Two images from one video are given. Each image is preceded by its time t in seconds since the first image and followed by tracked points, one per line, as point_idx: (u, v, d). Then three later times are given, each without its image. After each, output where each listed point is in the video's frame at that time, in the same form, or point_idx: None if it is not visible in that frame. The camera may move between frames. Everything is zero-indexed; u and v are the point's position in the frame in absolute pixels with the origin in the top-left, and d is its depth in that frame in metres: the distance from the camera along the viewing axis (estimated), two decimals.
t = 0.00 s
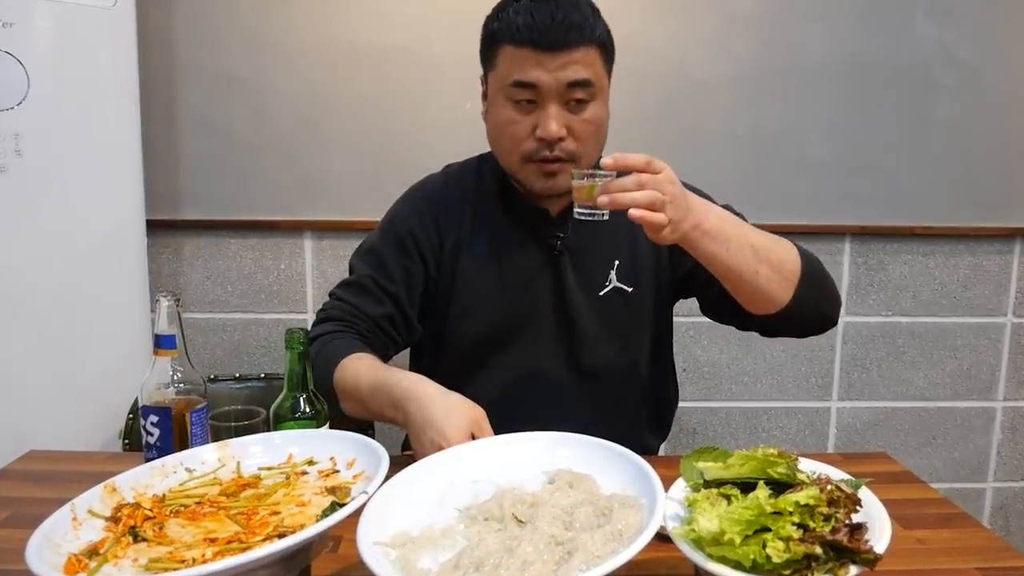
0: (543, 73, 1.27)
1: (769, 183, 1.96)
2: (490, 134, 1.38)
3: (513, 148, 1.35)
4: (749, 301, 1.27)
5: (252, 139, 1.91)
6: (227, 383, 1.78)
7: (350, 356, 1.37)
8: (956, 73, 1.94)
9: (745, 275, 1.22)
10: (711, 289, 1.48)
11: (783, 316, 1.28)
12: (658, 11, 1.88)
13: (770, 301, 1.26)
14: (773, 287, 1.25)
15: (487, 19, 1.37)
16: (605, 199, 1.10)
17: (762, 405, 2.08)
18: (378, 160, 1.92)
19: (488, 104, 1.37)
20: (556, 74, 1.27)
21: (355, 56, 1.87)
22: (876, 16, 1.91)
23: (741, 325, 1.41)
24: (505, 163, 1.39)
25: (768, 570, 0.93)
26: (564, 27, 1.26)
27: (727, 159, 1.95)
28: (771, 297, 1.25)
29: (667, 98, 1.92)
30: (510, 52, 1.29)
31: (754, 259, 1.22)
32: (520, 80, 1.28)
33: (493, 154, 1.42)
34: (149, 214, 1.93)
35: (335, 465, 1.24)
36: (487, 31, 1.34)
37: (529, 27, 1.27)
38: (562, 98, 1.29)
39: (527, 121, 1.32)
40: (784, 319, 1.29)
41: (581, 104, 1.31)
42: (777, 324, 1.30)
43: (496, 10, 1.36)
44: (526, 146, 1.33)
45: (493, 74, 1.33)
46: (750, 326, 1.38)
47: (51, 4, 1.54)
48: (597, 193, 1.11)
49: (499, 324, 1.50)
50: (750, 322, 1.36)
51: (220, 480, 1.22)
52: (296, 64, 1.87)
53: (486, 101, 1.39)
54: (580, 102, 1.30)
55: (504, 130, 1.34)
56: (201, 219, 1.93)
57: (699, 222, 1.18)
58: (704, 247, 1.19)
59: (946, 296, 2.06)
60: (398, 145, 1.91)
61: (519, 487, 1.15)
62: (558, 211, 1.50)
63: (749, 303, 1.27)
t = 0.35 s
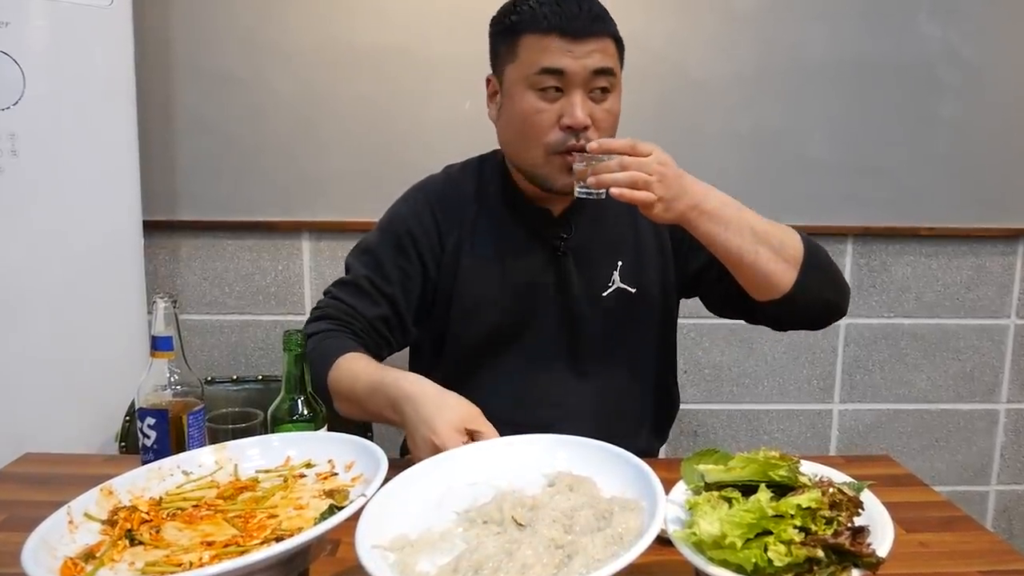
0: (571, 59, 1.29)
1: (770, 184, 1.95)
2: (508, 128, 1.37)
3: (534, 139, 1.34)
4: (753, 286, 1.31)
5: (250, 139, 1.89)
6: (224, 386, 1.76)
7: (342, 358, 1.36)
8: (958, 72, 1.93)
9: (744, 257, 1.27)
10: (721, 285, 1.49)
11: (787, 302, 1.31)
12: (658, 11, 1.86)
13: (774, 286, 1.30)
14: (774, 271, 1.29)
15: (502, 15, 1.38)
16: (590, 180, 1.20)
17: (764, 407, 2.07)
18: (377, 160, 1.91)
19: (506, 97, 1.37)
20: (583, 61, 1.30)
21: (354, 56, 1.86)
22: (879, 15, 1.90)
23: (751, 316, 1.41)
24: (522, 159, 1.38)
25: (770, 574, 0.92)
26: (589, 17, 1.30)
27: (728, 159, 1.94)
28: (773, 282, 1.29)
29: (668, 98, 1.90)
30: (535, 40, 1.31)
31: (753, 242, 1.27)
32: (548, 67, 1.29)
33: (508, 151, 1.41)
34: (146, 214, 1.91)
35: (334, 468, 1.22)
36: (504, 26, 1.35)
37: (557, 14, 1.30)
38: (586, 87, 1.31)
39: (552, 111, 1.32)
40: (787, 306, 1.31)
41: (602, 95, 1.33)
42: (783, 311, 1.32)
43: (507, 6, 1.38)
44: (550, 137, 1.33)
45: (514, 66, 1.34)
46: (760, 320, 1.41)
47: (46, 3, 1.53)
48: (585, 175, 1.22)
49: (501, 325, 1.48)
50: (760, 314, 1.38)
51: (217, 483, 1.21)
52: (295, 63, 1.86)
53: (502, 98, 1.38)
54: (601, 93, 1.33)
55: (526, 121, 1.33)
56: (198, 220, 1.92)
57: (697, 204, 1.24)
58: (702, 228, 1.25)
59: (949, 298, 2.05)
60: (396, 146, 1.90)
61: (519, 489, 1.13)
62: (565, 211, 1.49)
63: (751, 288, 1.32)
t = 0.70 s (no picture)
0: (586, 59, 1.28)
1: (771, 184, 1.94)
2: (518, 124, 1.36)
3: (543, 137, 1.33)
4: (759, 273, 1.30)
5: (248, 140, 1.88)
6: (221, 388, 1.75)
7: (313, 306, 1.29)
8: (961, 72, 1.92)
9: (749, 242, 1.27)
10: (726, 280, 1.47)
11: (794, 290, 1.30)
12: (658, 10, 1.85)
13: (780, 273, 1.29)
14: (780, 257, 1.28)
15: (519, 11, 1.36)
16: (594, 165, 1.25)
17: (765, 409, 2.05)
18: (376, 161, 1.90)
19: (517, 93, 1.35)
20: (597, 63, 1.29)
21: (353, 55, 1.85)
22: (881, 15, 1.88)
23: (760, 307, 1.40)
24: (530, 156, 1.37)
25: None
26: (606, 19, 1.29)
27: (729, 160, 1.93)
28: (778, 268, 1.28)
29: (668, 98, 1.89)
30: (550, 38, 1.29)
31: (758, 227, 1.27)
32: (562, 67, 1.28)
33: (517, 148, 1.40)
34: (144, 215, 1.90)
35: (331, 470, 1.21)
36: (520, 21, 1.34)
37: (575, 14, 1.29)
38: (598, 89, 1.30)
39: (562, 110, 1.31)
40: (793, 294, 1.31)
41: (614, 97, 1.32)
42: (789, 297, 1.31)
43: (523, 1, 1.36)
44: (559, 136, 1.32)
45: (528, 62, 1.32)
46: (767, 313, 1.40)
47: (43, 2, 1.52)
48: (588, 165, 1.28)
49: (501, 323, 1.47)
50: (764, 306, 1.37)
51: (214, 486, 1.20)
52: (293, 63, 1.85)
53: (513, 93, 1.37)
54: (613, 95, 1.32)
55: (536, 118, 1.32)
56: (196, 221, 1.91)
57: (700, 190, 1.26)
58: (706, 213, 1.26)
59: (952, 299, 2.04)
60: (396, 146, 1.89)
61: (518, 493, 1.12)
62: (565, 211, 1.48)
63: (757, 277, 1.31)
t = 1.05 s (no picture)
0: (600, 53, 1.27)
1: (773, 185, 1.93)
2: (528, 117, 1.34)
3: (552, 130, 1.31)
4: (769, 260, 1.27)
5: (247, 140, 1.87)
6: (219, 390, 1.74)
7: (303, 237, 1.25)
8: (964, 72, 1.91)
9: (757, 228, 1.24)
10: (736, 276, 1.45)
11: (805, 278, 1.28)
12: (660, 9, 1.84)
13: (789, 260, 1.26)
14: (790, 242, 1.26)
15: (537, 5, 1.35)
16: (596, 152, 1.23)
17: (767, 411, 2.04)
18: (376, 161, 1.89)
19: (530, 85, 1.34)
20: (611, 59, 1.27)
21: (352, 54, 1.84)
22: (885, 14, 1.87)
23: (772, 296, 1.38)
24: (540, 149, 1.35)
25: None
26: (623, 17, 1.28)
27: (731, 160, 1.91)
28: (789, 255, 1.26)
29: (670, 97, 1.88)
30: (565, 31, 1.28)
31: (767, 214, 1.25)
32: (576, 61, 1.27)
33: (527, 140, 1.38)
34: (142, 216, 1.89)
35: (330, 473, 1.20)
36: (537, 14, 1.32)
37: (591, 8, 1.28)
38: (610, 83, 1.29)
39: (573, 104, 1.30)
40: (803, 283, 1.29)
41: (625, 95, 1.31)
42: (799, 283, 1.29)
43: None
44: (568, 130, 1.30)
45: (542, 55, 1.31)
46: (782, 305, 1.40)
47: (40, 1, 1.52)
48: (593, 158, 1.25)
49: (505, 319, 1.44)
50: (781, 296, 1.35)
51: (211, 489, 1.19)
52: (292, 63, 1.84)
53: (526, 87, 1.36)
54: (625, 91, 1.31)
55: (547, 110, 1.31)
56: (194, 222, 1.90)
57: (705, 175, 1.24)
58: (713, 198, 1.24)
59: (955, 301, 2.02)
60: (396, 146, 1.88)
61: (517, 496, 1.11)
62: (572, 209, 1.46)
63: (767, 263, 1.29)
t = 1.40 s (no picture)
0: (613, 41, 1.28)
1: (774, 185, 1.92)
2: (541, 109, 1.34)
3: (567, 120, 1.31)
4: (787, 226, 1.28)
5: (245, 140, 1.86)
6: (217, 392, 1.72)
7: (304, 213, 1.25)
8: (967, 72, 1.90)
9: (773, 192, 1.26)
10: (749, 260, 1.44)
11: (821, 243, 1.28)
12: (661, 9, 1.83)
13: (805, 224, 1.27)
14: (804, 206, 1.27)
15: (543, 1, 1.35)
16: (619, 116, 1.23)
17: (768, 414, 2.03)
18: (375, 161, 1.87)
19: (541, 77, 1.34)
20: (623, 48, 1.28)
21: (351, 54, 1.83)
22: (887, 13, 1.86)
23: (795, 267, 1.37)
24: (553, 141, 1.34)
25: None
26: (633, 7, 1.29)
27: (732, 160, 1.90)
28: (804, 219, 1.26)
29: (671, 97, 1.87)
30: (577, 21, 1.29)
31: (785, 179, 1.27)
32: (589, 49, 1.28)
33: (539, 133, 1.37)
34: (139, 218, 1.88)
35: (328, 476, 1.19)
36: (545, 9, 1.33)
37: None
38: (624, 70, 1.30)
39: (587, 92, 1.30)
40: (820, 249, 1.29)
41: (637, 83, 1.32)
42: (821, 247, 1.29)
43: None
44: (584, 118, 1.30)
45: (553, 48, 1.32)
46: (803, 278, 1.39)
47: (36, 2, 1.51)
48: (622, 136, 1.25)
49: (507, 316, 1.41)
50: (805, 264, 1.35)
51: (209, 492, 1.17)
52: (291, 63, 1.83)
53: (536, 82, 1.36)
54: (637, 79, 1.32)
55: (561, 99, 1.31)
56: (191, 223, 1.89)
57: (722, 143, 1.27)
58: (730, 166, 1.26)
59: (958, 302, 2.01)
60: (396, 146, 1.87)
61: (517, 499, 1.10)
62: (579, 203, 1.45)
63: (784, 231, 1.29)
